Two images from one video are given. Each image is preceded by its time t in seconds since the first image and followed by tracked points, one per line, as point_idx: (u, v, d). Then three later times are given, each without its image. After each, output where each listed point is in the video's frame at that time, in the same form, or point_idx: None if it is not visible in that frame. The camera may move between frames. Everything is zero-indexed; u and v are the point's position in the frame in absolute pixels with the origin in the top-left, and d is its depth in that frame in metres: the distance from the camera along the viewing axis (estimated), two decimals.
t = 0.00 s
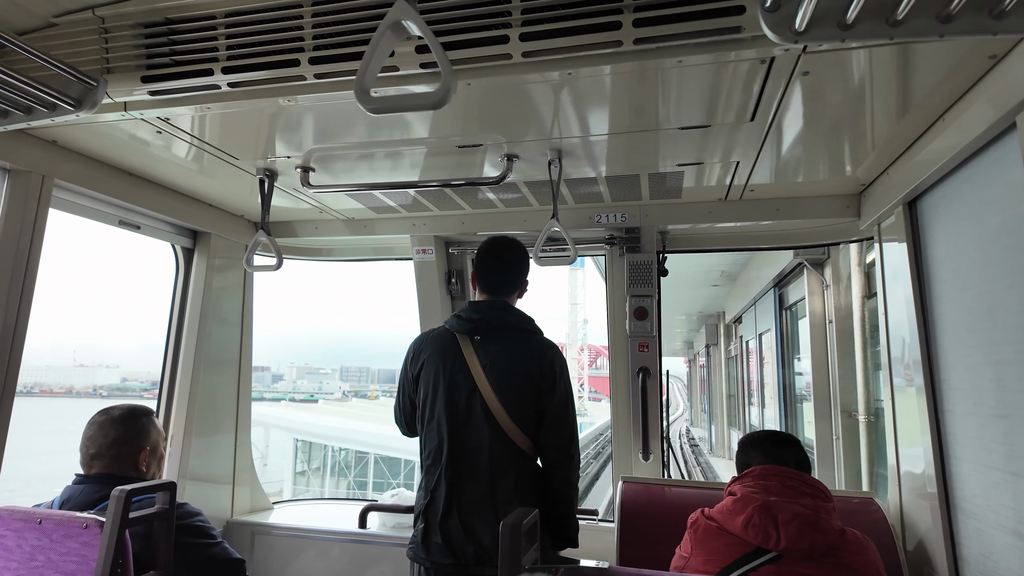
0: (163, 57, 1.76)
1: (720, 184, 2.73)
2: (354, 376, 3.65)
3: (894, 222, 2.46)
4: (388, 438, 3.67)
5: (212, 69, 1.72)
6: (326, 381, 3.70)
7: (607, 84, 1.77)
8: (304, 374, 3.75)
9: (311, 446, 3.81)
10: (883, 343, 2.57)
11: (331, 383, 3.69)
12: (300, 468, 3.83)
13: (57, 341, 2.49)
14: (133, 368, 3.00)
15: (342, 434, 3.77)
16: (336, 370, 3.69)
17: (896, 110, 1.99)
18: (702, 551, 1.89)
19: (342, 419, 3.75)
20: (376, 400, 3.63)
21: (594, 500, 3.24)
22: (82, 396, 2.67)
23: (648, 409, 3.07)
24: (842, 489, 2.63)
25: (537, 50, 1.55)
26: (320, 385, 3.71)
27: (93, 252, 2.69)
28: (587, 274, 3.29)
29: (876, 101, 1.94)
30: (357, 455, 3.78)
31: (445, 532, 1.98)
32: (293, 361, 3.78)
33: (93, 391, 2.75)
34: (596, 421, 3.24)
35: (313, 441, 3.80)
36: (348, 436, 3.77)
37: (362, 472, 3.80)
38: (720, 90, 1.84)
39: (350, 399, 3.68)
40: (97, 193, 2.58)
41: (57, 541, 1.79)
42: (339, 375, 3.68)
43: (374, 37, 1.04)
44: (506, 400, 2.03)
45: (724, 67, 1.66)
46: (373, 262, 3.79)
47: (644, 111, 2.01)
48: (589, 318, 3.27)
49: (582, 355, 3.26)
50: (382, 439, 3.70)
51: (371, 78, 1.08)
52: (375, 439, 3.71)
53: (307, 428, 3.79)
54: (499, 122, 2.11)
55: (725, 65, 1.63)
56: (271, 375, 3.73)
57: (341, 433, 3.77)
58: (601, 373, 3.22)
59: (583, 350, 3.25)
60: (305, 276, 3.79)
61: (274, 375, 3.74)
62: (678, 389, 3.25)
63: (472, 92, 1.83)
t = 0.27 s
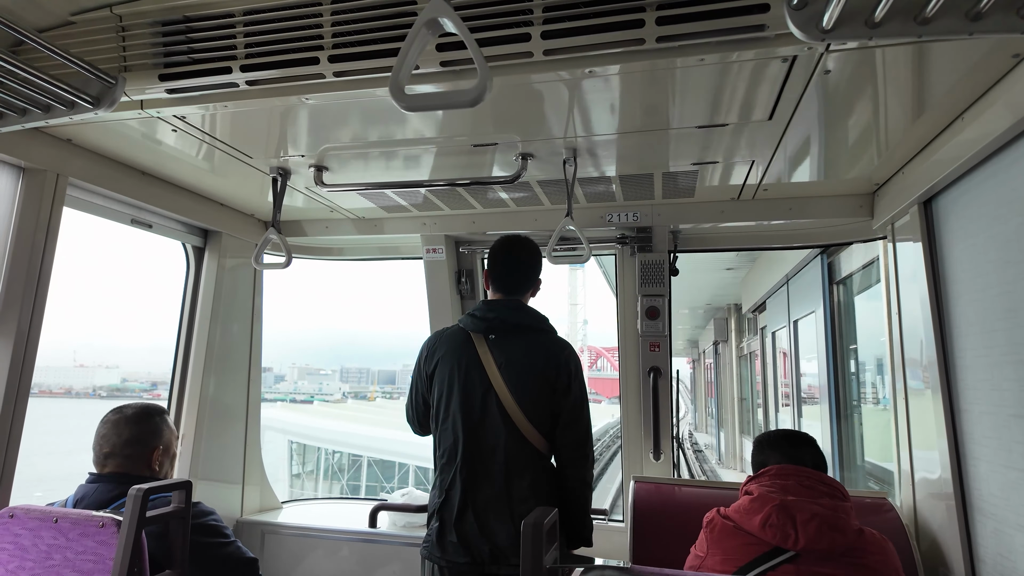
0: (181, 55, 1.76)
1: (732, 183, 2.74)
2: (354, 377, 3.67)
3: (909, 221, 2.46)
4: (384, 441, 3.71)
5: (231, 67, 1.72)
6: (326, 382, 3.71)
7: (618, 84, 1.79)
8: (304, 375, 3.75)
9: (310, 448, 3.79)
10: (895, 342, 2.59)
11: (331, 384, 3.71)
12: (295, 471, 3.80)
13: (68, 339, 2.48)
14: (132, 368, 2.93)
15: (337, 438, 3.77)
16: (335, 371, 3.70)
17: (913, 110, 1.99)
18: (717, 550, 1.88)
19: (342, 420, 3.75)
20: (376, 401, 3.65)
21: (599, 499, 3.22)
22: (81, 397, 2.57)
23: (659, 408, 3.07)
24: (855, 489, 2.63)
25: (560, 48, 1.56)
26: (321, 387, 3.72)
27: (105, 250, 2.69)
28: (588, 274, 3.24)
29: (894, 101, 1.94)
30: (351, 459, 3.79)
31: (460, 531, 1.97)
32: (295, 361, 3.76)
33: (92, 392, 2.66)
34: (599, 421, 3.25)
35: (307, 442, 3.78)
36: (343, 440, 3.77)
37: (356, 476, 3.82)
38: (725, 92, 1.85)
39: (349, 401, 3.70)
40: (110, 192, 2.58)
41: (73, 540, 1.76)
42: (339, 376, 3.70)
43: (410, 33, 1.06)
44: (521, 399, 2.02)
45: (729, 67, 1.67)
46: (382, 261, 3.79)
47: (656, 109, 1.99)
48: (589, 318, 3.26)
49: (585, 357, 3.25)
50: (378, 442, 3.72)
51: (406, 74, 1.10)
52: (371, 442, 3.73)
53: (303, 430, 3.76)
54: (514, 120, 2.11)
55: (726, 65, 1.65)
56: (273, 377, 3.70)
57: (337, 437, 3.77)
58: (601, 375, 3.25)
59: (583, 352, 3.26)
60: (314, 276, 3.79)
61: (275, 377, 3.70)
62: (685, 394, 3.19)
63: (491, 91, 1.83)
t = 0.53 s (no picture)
0: (189, 49, 1.77)
1: (738, 178, 2.74)
2: (356, 377, 3.68)
3: (916, 215, 2.47)
4: (382, 444, 3.69)
5: (239, 59, 1.73)
6: (328, 383, 3.72)
7: (622, 76, 1.80)
8: (305, 375, 3.74)
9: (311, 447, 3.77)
10: (903, 337, 2.60)
11: (332, 384, 3.72)
12: (292, 473, 3.78)
13: (74, 335, 2.48)
14: (132, 370, 2.90)
15: (336, 440, 3.76)
16: (337, 371, 3.72)
17: (920, 103, 2.00)
18: (726, 543, 1.85)
19: (343, 422, 3.74)
20: (376, 402, 3.65)
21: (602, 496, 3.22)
22: (82, 398, 2.54)
23: (664, 404, 3.08)
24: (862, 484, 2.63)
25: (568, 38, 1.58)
26: (322, 387, 3.73)
27: (111, 247, 2.70)
28: (588, 272, 3.24)
29: (900, 94, 1.94)
30: (347, 462, 3.79)
31: (464, 525, 1.96)
32: (296, 362, 3.75)
33: (93, 392, 2.61)
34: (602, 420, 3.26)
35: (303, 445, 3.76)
36: (343, 442, 3.76)
37: (350, 479, 3.83)
38: (727, 84, 1.85)
39: (349, 402, 3.71)
40: (117, 188, 2.58)
41: (81, 534, 1.75)
42: (341, 377, 3.71)
43: (422, 18, 1.08)
44: (527, 394, 2.02)
45: (732, 58, 1.67)
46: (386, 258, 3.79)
47: (661, 106, 2.03)
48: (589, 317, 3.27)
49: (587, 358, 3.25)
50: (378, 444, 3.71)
51: (418, 54, 1.13)
52: (369, 444, 3.72)
53: (302, 432, 3.74)
54: (519, 114, 2.11)
55: (730, 56, 1.66)
56: (276, 377, 3.70)
57: (337, 438, 3.76)
58: (605, 375, 3.24)
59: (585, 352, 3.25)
60: (319, 274, 3.79)
61: (276, 377, 3.70)
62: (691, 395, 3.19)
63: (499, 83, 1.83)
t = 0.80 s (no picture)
0: (191, 48, 1.76)
1: (741, 177, 2.74)
2: (356, 379, 3.67)
3: (919, 214, 2.46)
4: (379, 447, 3.70)
5: (241, 59, 1.73)
6: (329, 384, 3.72)
7: (623, 75, 1.80)
8: (307, 377, 3.74)
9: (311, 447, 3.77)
10: (906, 337, 2.60)
11: (333, 386, 3.72)
12: (285, 474, 3.76)
13: (76, 335, 2.49)
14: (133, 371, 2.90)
15: (333, 442, 3.76)
16: (338, 372, 3.72)
17: (922, 101, 2.00)
18: (728, 543, 1.84)
19: (343, 424, 3.73)
20: (375, 403, 3.65)
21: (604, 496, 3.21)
22: (83, 399, 2.53)
23: (667, 403, 3.08)
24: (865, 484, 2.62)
25: (570, 36, 1.58)
26: (324, 388, 3.72)
27: (113, 246, 2.70)
28: (588, 271, 3.23)
29: (902, 92, 1.94)
30: (340, 465, 3.81)
31: (465, 525, 1.95)
32: (298, 363, 3.76)
33: (94, 394, 2.61)
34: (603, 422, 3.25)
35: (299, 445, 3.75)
36: (341, 444, 3.76)
37: (344, 482, 3.85)
38: (728, 82, 1.85)
39: (351, 403, 3.70)
40: (119, 188, 2.59)
41: (84, 533, 1.75)
42: (342, 378, 3.71)
43: (427, 15, 1.07)
44: (528, 393, 2.01)
45: (733, 56, 1.67)
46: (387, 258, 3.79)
47: (662, 105, 2.03)
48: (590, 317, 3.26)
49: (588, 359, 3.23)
50: (375, 448, 3.71)
51: (425, 52, 1.13)
52: (366, 447, 3.72)
53: (300, 433, 3.74)
54: (521, 113, 2.11)
55: (731, 54, 1.66)
56: (277, 377, 3.70)
57: (335, 440, 3.76)
58: (607, 376, 3.23)
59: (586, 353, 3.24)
60: (321, 274, 3.79)
61: (277, 378, 3.70)
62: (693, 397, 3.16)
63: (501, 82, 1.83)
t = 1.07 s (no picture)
0: (194, 48, 1.76)
1: (745, 179, 2.73)
2: (358, 380, 3.66)
3: (923, 215, 2.46)
4: (377, 450, 3.71)
5: (244, 59, 1.73)
6: (330, 385, 3.70)
7: (626, 76, 1.80)
8: (308, 378, 3.73)
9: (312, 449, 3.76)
10: (909, 339, 2.59)
11: (334, 387, 3.70)
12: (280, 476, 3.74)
13: (78, 336, 2.49)
14: (135, 371, 2.90)
15: (332, 445, 3.76)
16: (339, 373, 3.70)
17: (927, 103, 1.99)
18: (731, 545, 1.84)
19: (343, 425, 3.72)
20: (376, 404, 3.64)
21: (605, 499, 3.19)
22: (85, 400, 2.53)
23: (669, 406, 3.07)
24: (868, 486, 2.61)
25: (573, 37, 1.58)
26: (324, 389, 3.71)
27: (115, 246, 2.70)
28: (589, 271, 3.23)
29: (906, 93, 1.93)
30: (336, 467, 3.81)
31: (466, 526, 1.95)
32: (299, 364, 3.75)
33: (95, 394, 2.60)
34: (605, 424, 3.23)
35: (291, 447, 3.73)
36: (341, 446, 3.75)
37: (339, 485, 3.85)
38: (732, 83, 1.84)
39: (353, 404, 3.68)
40: (122, 188, 2.59)
41: (85, 533, 1.74)
42: (343, 379, 3.69)
43: (430, 11, 1.07)
44: (530, 394, 2.01)
45: (736, 57, 1.67)
46: (388, 260, 3.80)
47: (665, 106, 2.03)
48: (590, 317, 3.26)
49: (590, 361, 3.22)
50: (375, 449, 3.71)
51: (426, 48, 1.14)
52: (365, 449, 3.72)
53: (299, 435, 3.74)
54: (524, 114, 2.11)
55: (734, 55, 1.65)
56: (278, 378, 3.71)
57: (334, 442, 3.75)
58: (610, 377, 3.22)
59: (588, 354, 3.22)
60: (323, 275, 3.80)
61: (280, 378, 3.71)
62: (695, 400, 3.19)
63: (505, 82, 1.84)
